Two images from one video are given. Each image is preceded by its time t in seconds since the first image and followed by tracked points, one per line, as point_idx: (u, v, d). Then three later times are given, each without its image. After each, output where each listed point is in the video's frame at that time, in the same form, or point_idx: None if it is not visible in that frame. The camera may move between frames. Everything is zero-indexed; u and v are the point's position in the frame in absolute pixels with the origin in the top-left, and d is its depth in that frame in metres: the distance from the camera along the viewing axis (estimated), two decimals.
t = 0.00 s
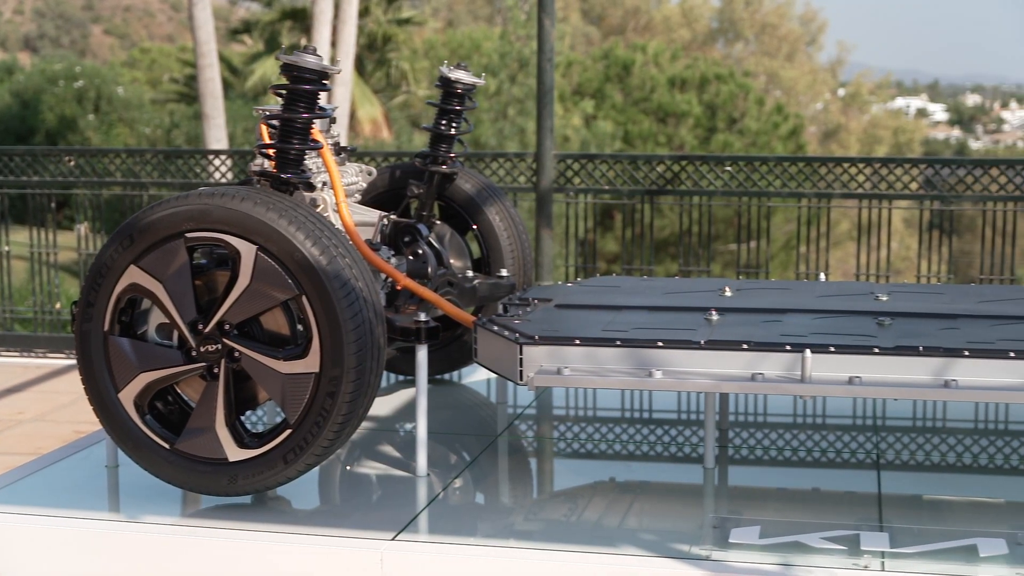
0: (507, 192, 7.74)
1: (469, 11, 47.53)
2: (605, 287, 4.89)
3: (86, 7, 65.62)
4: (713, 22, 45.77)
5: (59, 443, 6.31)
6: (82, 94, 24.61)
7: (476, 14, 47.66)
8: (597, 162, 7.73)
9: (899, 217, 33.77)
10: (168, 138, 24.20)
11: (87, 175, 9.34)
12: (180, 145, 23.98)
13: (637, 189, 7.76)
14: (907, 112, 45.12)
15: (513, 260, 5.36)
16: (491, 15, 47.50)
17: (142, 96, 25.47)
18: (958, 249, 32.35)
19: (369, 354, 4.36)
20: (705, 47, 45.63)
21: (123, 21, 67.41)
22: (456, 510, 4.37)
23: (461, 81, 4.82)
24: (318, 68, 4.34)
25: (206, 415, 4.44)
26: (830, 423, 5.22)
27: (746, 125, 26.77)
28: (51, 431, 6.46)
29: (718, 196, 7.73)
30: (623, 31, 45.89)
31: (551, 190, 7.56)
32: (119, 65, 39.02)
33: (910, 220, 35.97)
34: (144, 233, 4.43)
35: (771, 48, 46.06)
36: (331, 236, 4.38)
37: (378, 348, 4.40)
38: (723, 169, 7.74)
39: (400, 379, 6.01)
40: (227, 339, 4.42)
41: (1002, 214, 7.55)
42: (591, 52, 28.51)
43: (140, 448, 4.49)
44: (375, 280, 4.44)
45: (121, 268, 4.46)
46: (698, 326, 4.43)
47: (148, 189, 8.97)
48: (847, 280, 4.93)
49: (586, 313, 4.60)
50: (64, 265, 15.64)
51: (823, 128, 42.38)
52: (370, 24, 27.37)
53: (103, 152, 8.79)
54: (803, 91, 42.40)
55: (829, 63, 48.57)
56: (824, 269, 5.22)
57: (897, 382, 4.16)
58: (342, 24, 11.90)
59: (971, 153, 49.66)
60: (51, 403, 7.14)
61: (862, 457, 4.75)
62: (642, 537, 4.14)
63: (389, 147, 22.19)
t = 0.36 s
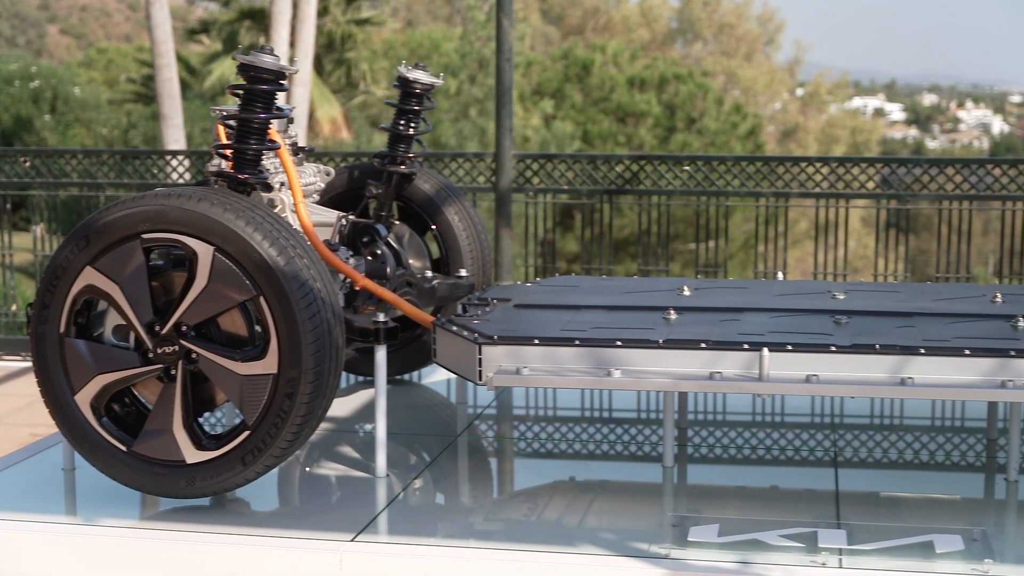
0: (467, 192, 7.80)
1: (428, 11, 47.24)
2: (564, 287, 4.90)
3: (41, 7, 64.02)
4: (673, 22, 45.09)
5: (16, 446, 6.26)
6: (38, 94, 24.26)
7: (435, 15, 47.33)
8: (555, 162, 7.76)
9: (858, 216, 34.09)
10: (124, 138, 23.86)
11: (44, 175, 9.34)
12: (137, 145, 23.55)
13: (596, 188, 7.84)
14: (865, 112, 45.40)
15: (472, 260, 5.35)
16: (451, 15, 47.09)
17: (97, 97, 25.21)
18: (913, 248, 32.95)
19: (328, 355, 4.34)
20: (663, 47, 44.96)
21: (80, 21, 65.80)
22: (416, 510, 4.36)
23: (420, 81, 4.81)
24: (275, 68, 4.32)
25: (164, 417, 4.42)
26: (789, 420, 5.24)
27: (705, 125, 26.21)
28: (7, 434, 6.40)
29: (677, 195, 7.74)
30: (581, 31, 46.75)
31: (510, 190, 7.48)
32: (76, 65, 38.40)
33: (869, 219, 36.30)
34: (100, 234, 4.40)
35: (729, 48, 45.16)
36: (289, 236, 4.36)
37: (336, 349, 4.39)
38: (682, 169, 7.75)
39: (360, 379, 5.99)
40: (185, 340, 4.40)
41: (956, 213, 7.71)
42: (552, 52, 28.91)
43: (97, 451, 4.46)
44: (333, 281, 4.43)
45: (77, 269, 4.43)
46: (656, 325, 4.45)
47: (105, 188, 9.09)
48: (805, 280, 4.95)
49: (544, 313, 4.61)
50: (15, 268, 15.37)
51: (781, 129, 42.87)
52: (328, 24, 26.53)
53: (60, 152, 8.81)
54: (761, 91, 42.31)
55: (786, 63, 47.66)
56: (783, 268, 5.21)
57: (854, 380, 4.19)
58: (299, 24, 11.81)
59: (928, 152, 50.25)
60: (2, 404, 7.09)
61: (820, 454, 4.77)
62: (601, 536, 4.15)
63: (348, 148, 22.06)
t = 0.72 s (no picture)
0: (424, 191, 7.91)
1: (385, 12, 46.96)
2: (521, 288, 4.91)
3: None
4: (630, 21, 44.88)
5: None
6: None
7: (391, 15, 47.05)
8: (513, 161, 7.83)
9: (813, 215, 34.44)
10: (78, 139, 23.02)
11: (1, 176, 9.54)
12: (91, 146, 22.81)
13: (552, 189, 7.95)
14: (820, 112, 45.60)
15: (429, 260, 5.33)
16: (408, 15, 46.63)
17: (50, 96, 24.33)
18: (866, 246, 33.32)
19: (283, 356, 4.33)
20: (621, 47, 44.86)
21: (32, 20, 63.63)
22: (374, 511, 4.36)
23: (375, 81, 4.81)
24: (229, 68, 4.30)
25: (118, 420, 4.40)
26: (745, 419, 5.26)
27: (662, 125, 25.82)
28: None
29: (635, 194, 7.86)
30: (539, 31, 46.04)
31: (467, 189, 7.52)
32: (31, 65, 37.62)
33: (825, 218, 36.60)
34: (53, 235, 4.36)
35: (685, 47, 45.09)
36: (244, 237, 4.34)
37: (292, 350, 4.37)
38: (639, 168, 7.85)
39: (317, 381, 5.96)
40: (139, 342, 4.37)
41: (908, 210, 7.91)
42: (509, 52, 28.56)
43: (51, 454, 4.43)
44: (289, 281, 4.41)
45: (30, 271, 4.40)
46: (612, 325, 4.46)
47: (60, 187, 9.33)
48: (761, 278, 4.98)
49: (500, 313, 4.61)
50: None
51: (738, 128, 42.68)
52: (285, 24, 26.03)
53: (15, 153, 8.93)
54: (717, 91, 41.91)
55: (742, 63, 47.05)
56: (738, 267, 5.21)
57: (809, 378, 4.20)
58: (257, 23, 11.77)
59: (882, 152, 50.91)
60: None
61: (776, 452, 4.79)
62: (559, 535, 4.15)
63: (308, 149, 21.86)
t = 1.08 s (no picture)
0: (383, 191, 7.95)
1: (343, 11, 43.23)
2: (480, 288, 4.92)
3: None
4: (589, 22, 42.64)
5: None
6: None
7: (350, 14, 43.38)
8: (471, 161, 7.80)
9: (771, 213, 34.73)
10: (35, 141, 21.09)
11: None
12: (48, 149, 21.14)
13: (512, 190, 7.86)
14: (778, 112, 45.37)
15: (388, 260, 5.33)
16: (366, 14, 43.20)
17: (6, 95, 22.41)
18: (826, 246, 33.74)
19: (241, 357, 4.30)
20: (580, 47, 42.68)
21: None
22: (332, 511, 4.35)
23: (333, 81, 4.81)
24: (184, 68, 4.28)
25: (73, 423, 4.37)
26: (705, 417, 5.27)
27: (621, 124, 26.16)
28: None
29: (593, 193, 7.79)
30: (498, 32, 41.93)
31: (426, 189, 7.64)
32: None
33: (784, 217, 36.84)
34: (7, 237, 4.33)
35: (645, 48, 43.28)
36: (200, 238, 4.31)
37: (249, 351, 4.35)
38: (598, 169, 7.83)
39: (275, 382, 5.94)
40: (95, 344, 4.35)
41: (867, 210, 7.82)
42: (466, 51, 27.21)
43: (5, 458, 4.40)
44: (246, 283, 4.39)
45: None
46: (570, 324, 4.47)
47: (15, 190, 9.27)
48: (718, 278, 5.02)
49: (459, 313, 4.61)
50: None
51: (697, 128, 41.92)
52: (241, 24, 23.00)
53: None
54: (677, 91, 40.80)
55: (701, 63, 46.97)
56: (697, 266, 5.28)
57: (767, 377, 4.21)
58: (213, 23, 11.78)
59: (839, 151, 51.44)
60: None
61: (735, 451, 4.81)
62: (518, 535, 4.15)
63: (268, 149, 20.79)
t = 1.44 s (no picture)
0: (340, 192, 7.90)
1: (299, 10, 41.16)
2: (437, 288, 4.92)
3: None
4: (546, 22, 41.69)
5: None
6: None
7: (307, 14, 41.24)
8: (428, 161, 7.74)
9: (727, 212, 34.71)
10: None
11: None
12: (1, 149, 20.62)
13: (469, 189, 7.79)
14: (734, 112, 44.75)
15: (345, 260, 5.31)
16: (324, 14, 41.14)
17: None
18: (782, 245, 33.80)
19: (196, 359, 4.28)
20: (537, 47, 41.72)
21: None
22: (290, 514, 4.33)
23: (288, 81, 4.81)
24: (138, 68, 4.26)
25: (27, 425, 4.33)
26: (662, 416, 5.29)
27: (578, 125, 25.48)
28: None
29: (551, 193, 7.66)
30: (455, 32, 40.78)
31: (383, 188, 7.52)
32: None
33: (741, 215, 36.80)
34: None
35: (602, 48, 42.26)
36: (154, 238, 4.29)
37: (205, 352, 4.33)
38: (554, 168, 7.77)
39: (232, 383, 5.91)
40: (49, 346, 4.31)
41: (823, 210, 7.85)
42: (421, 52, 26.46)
43: None
44: (201, 284, 4.37)
45: None
46: (528, 325, 4.48)
47: None
48: (674, 277, 5.04)
49: (416, 314, 4.62)
50: None
51: (655, 128, 41.94)
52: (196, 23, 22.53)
53: None
54: (635, 91, 40.60)
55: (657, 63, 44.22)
56: (653, 266, 5.29)
57: (723, 376, 4.23)
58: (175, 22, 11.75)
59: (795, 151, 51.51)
60: None
61: (692, 449, 4.82)
62: (475, 535, 4.15)
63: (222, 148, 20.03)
